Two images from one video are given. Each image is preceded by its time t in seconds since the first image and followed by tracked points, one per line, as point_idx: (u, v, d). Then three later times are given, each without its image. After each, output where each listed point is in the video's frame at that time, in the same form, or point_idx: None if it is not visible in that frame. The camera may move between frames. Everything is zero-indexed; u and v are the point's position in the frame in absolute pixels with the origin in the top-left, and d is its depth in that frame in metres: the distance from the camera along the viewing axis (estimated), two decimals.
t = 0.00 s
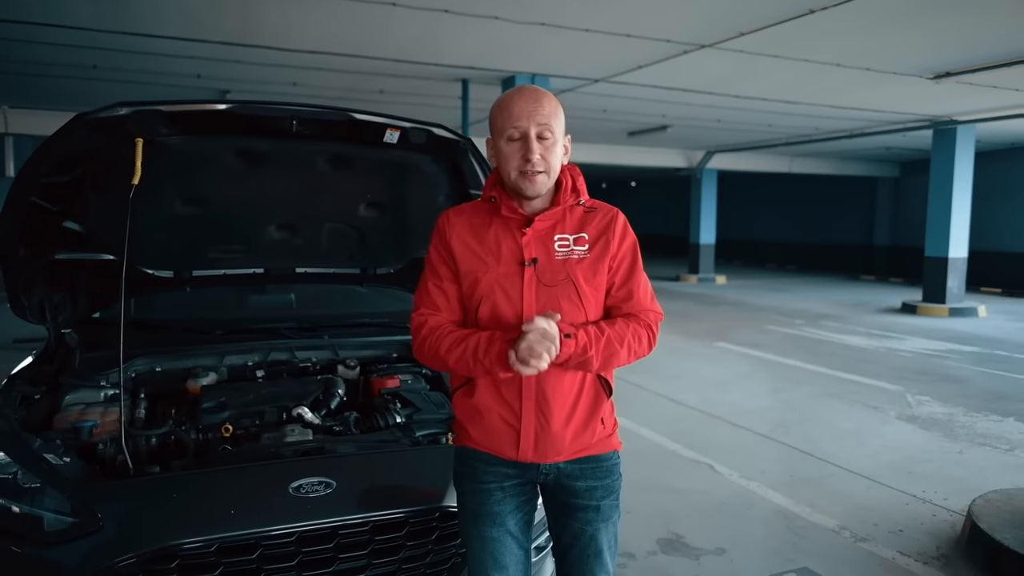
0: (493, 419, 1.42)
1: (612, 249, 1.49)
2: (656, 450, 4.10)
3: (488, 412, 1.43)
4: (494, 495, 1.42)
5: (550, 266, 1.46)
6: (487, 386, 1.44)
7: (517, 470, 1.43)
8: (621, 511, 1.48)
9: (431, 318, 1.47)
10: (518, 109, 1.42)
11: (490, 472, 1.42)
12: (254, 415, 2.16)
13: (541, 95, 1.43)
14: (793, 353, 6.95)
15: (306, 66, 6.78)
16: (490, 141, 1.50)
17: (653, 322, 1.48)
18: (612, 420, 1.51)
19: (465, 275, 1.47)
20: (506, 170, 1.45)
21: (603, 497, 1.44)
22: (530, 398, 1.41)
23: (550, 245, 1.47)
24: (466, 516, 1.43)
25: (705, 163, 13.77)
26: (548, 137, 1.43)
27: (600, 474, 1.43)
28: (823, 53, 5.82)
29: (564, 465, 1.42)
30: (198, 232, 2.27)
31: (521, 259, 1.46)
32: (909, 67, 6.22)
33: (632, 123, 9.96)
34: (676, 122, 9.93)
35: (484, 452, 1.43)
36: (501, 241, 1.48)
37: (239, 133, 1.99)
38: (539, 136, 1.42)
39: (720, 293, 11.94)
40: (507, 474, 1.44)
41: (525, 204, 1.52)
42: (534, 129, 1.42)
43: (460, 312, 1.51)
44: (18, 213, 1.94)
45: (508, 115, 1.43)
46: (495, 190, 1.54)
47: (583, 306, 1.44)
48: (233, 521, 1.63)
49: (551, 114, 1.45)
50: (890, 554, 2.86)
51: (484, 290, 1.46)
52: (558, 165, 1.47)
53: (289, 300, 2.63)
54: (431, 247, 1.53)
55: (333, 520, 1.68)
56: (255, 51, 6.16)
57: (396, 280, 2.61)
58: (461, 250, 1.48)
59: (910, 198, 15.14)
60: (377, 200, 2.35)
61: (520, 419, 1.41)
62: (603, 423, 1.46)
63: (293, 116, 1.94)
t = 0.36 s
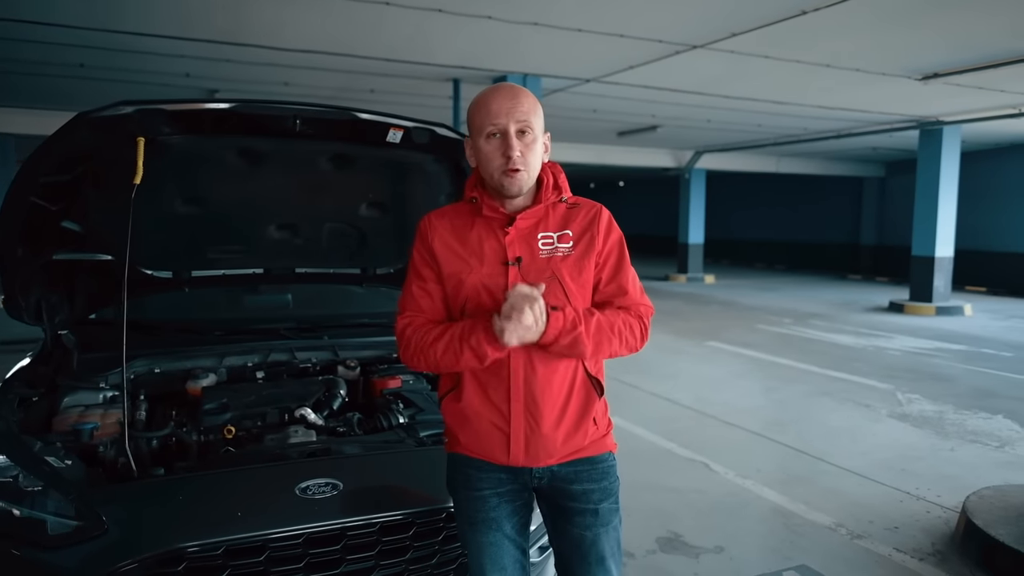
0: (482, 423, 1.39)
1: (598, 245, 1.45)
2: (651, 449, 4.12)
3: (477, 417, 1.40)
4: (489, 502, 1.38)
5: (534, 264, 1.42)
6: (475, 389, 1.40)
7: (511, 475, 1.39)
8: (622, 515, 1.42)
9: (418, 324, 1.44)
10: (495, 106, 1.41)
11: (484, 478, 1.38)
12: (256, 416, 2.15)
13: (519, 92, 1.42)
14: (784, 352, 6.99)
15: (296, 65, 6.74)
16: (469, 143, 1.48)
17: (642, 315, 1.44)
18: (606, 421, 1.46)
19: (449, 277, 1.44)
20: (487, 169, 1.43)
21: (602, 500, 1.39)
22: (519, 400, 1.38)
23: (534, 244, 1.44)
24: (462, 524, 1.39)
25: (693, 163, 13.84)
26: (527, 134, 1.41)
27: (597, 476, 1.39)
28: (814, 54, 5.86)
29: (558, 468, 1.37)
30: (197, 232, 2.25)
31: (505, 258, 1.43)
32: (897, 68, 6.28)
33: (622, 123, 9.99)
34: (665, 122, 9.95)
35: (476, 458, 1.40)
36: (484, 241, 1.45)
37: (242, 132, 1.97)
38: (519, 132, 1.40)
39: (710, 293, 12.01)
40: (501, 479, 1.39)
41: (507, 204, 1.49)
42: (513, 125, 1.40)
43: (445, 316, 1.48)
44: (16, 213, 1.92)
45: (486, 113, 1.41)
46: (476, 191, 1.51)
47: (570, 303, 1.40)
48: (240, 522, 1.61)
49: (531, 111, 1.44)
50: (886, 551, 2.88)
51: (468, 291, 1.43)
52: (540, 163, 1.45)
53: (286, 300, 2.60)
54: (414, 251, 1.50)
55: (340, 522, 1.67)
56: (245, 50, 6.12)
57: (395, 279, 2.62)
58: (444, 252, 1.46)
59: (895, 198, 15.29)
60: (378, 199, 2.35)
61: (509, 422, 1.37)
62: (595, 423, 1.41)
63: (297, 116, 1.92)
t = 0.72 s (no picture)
0: (480, 424, 1.38)
1: (595, 243, 1.43)
2: (646, 448, 4.13)
3: (475, 419, 1.39)
4: (489, 503, 1.37)
5: (530, 265, 1.41)
6: (473, 390, 1.39)
7: (511, 476, 1.38)
8: (626, 516, 1.39)
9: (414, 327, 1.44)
10: (489, 106, 1.39)
11: (483, 479, 1.37)
12: (256, 416, 2.13)
13: (513, 90, 1.40)
14: (774, 351, 7.04)
15: (286, 64, 6.70)
16: (465, 143, 1.47)
17: (642, 315, 1.40)
18: (608, 421, 1.43)
19: (445, 279, 1.43)
20: (481, 169, 1.42)
21: (603, 501, 1.36)
22: (516, 400, 1.36)
23: (530, 244, 1.42)
24: (462, 525, 1.38)
25: (682, 163, 13.89)
26: (522, 133, 1.39)
27: (598, 477, 1.36)
28: (804, 55, 5.90)
29: (558, 469, 1.36)
30: (194, 231, 2.23)
31: (501, 259, 1.41)
32: (885, 69, 6.33)
33: (612, 123, 10.01)
34: (655, 122, 9.98)
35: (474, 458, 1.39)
36: (480, 242, 1.44)
37: (241, 131, 1.96)
38: (513, 131, 1.38)
39: (699, 292, 12.06)
40: (501, 480, 1.38)
41: (503, 204, 1.48)
42: (508, 125, 1.38)
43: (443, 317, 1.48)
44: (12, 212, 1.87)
45: (480, 113, 1.40)
46: (472, 192, 1.50)
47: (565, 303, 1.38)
48: (244, 523, 1.60)
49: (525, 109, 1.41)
50: (881, 547, 2.90)
51: (463, 294, 1.42)
52: (535, 162, 1.43)
53: (282, 300, 2.67)
54: (410, 254, 1.50)
55: (344, 522, 1.66)
56: (235, 49, 6.07)
57: (393, 279, 2.61)
58: (440, 253, 1.45)
59: (882, 198, 15.42)
60: (377, 199, 2.34)
61: (507, 423, 1.36)
62: (596, 423, 1.39)
63: (297, 115, 1.91)
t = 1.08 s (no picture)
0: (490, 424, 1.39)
1: (612, 245, 1.40)
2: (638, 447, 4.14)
3: (487, 419, 1.40)
4: (499, 502, 1.39)
5: (544, 266, 1.39)
6: (485, 390, 1.40)
7: (521, 477, 1.38)
8: (638, 526, 1.37)
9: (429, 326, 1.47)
10: (500, 108, 1.39)
11: (495, 478, 1.39)
12: (252, 417, 2.12)
13: (525, 91, 1.38)
14: (762, 350, 7.08)
15: (274, 63, 6.66)
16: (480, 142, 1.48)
17: (659, 320, 1.37)
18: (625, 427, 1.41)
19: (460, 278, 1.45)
20: (494, 171, 1.43)
21: (612, 509, 1.34)
22: (527, 403, 1.36)
23: (545, 244, 1.41)
24: (473, 522, 1.40)
25: (669, 163, 13.95)
26: (534, 135, 1.38)
27: (609, 484, 1.35)
28: (792, 55, 5.94)
29: (568, 473, 1.35)
30: (189, 231, 2.21)
31: (515, 259, 1.41)
32: (871, 70, 6.39)
33: (600, 122, 10.03)
34: (642, 122, 10.01)
35: (484, 456, 1.41)
36: (496, 242, 1.44)
37: (238, 130, 1.94)
38: (524, 135, 1.38)
39: (686, 292, 12.11)
40: (513, 480, 1.39)
41: (520, 204, 1.48)
42: (519, 128, 1.38)
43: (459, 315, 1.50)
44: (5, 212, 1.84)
45: (491, 116, 1.40)
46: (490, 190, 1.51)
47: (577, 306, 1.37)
48: (245, 526, 1.59)
49: (539, 110, 1.40)
50: (872, 544, 2.93)
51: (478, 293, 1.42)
52: (550, 163, 1.42)
53: (274, 300, 2.61)
54: (431, 252, 1.53)
55: (345, 523, 1.66)
56: (223, 47, 6.03)
57: (389, 279, 2.61)
58: (457, 253, 1.47)
59: (866, 198, 15.56)
60: (374, 199, 2.33)
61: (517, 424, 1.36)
62: (610, 428, 1.37)
63: (295, 114, 1.91)
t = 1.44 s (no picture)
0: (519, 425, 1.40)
1: (654, 250, 1.39)
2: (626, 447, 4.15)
3: (517, 419, 1.41)
4: (524, 508, 1.40)
5: (582, 267, 1.41)
6: (517, 389, 1.42)
7: (546, 484, 1.39)
8: (662, 541, 1.36)
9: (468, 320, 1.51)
10: (553, 104, 1.40)
11: (521, 483, 1.40)
12: (245, 422, 2.10)
13: (581, 89, 1.40)
14: (747, 349, 7.13)
15: (258, 62, 6.60)
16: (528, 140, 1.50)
17: (698, 329, 1.35)
18: (659, 439, 1.39)
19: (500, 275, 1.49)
20: (541, 168, 1.44)
21: (637, 522, 1.34)
22: (557, 404, 1.37)
23: (585, 246, 1.42)
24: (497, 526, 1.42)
25: (653, 164, 14.03)
26: (584, 133, 1.39)
27: (637, 496, 1.34)
28: (776, 58, 6.00)
29: (595, 482, 1.35)
30: (182, 234, 2.19)
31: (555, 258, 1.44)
32: (853, 72, 6.46)
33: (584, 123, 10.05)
34: (627, 123, 10.04)
35: (511, 458, 1.43)
36: (538, 241, 1.47)
37: (232, 132, 1.93)
38: (575, 132, 1.39)
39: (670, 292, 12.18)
40: (538, 486, 1.40)
41: (565, 204, 1.49)
42: (570, 125, 1.39)
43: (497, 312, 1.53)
44: None
45: (542, 111, 1.42)
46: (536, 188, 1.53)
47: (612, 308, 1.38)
48: (242, 532, 1.58)
49: (591, 109, 1.41)
50: (861, 542, 2.96)
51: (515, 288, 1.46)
52: (598, 164, 1.43)
53: (264, 302, 2.49)
54: (474, 249, 1.57)
55: (343, 529, 1.65)
56: (206, 46, 5.96)
57: (382, 281, 2.60)
58: (499, 249, 1.51)
59: (846, 198, 15.72)
60: (368, 201, 2.32)
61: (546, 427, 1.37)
62: (641, 439, 1.35)
63: (289, 116, 1.90)
